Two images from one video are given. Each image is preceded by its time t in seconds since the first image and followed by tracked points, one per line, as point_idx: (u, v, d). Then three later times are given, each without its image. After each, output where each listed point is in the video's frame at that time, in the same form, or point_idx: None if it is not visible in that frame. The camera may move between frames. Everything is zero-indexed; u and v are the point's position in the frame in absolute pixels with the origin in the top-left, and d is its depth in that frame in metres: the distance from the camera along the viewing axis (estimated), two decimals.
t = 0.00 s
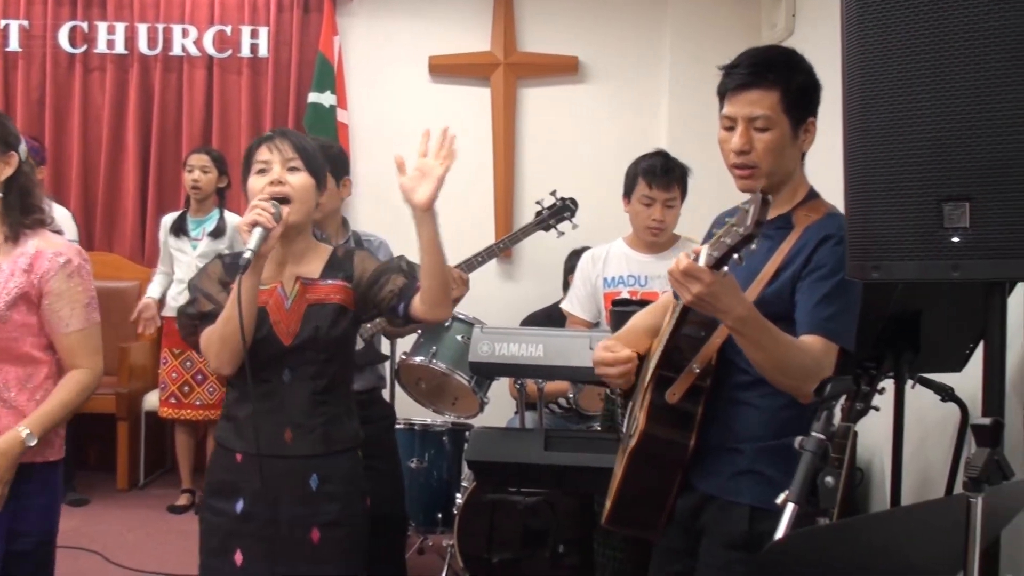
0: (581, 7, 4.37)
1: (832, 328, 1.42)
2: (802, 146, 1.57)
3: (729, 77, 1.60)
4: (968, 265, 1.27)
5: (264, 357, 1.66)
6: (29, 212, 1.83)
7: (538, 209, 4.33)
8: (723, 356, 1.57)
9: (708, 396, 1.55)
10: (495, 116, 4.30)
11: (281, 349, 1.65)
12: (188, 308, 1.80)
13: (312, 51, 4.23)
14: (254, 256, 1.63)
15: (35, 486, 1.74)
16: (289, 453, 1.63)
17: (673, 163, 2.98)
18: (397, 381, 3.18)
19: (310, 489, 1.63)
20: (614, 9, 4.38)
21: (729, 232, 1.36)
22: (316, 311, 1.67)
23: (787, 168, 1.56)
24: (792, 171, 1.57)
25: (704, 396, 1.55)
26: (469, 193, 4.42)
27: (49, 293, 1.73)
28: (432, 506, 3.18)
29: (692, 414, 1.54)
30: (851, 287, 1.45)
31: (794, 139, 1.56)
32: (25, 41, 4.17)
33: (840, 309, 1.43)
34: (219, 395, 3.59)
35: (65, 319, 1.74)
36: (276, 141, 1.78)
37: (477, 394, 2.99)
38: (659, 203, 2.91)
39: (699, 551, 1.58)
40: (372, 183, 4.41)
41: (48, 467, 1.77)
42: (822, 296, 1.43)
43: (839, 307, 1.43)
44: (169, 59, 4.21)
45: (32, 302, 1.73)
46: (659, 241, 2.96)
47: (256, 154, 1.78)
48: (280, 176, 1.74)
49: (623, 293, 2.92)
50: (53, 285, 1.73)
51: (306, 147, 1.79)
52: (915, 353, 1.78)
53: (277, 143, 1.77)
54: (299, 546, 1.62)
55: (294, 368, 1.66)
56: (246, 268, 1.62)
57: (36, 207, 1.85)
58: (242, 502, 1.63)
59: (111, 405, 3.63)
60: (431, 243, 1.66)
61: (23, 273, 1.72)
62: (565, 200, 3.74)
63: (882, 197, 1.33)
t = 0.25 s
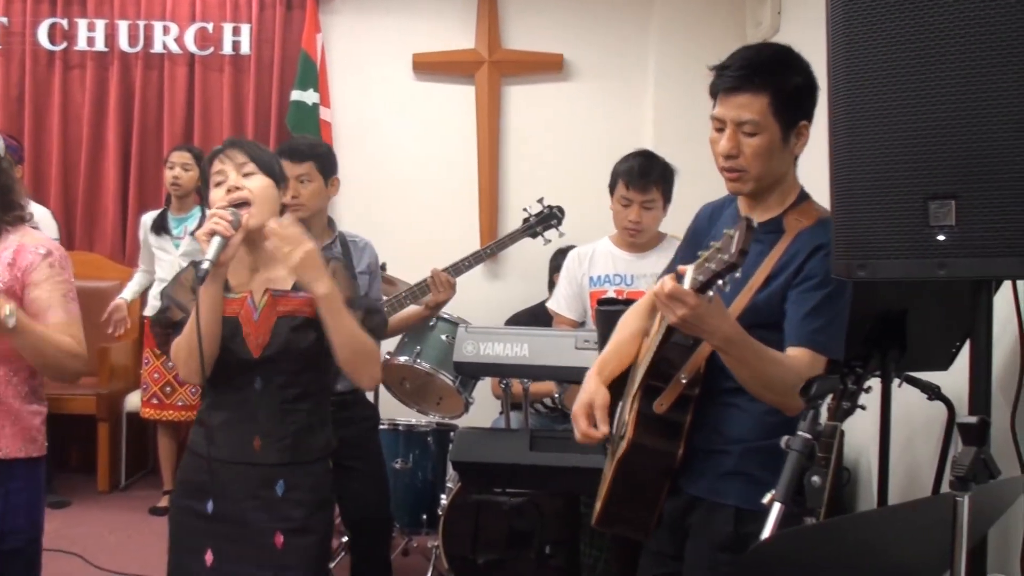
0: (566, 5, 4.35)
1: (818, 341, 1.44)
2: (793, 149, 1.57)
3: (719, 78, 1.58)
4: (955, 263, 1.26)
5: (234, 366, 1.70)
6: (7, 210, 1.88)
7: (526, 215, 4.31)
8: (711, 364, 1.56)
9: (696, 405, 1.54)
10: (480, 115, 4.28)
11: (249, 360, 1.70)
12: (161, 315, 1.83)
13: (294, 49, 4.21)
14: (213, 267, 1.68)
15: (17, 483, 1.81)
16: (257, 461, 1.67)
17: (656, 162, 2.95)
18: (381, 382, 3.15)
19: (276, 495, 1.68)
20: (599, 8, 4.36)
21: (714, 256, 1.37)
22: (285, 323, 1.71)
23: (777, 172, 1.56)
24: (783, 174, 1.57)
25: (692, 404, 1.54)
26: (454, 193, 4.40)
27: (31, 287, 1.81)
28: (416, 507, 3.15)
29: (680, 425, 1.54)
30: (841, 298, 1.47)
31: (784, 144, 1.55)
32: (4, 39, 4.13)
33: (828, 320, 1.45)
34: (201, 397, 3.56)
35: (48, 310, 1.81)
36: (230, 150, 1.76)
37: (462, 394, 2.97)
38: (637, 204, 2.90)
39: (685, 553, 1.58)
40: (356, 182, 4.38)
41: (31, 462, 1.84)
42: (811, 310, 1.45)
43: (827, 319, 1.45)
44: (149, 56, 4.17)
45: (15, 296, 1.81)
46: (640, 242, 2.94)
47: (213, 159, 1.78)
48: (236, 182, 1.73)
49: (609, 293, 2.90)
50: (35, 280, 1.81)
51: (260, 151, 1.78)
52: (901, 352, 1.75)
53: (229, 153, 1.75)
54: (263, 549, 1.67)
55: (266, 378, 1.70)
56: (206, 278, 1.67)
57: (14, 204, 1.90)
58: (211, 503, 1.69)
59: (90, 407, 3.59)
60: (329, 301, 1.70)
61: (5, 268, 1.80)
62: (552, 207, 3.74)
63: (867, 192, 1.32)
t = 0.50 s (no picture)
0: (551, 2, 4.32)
1: (802, 342, 1.43)
2: (786, 147, 1.54)
3: (712, 72, 1.54)
4: (946, 264, 1.27)
5: (203, 362, 1.74)
6: None
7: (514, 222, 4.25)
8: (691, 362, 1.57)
9: (680, 403, 1.57)
10: (466, 111, 4.23)
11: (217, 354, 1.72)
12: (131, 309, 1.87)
13: (276, 45, 4.16)
14: (173, 256, 1.71)
15: None
16: (229, 457, 1.70)
17: (643, 160, 2.89)
18: (365, 383, 3.10)
19: (250, 492, 1.69)
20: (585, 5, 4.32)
21: (688, 263, 1.41)
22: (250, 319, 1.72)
23: (769, 168, 1.54)
24: (776, 170, 1.55)
25: (676, 403, 1.57)
26: (439, 192, 4.36)
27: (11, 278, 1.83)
28: (400, 511, 3.11)
29: (665, 423, 1.57)
30: (827, 296, 1.45)
31: (777, 140, 1.52)
32: None
33: (812, 320, 1.43)
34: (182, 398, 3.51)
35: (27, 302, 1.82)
36: (196, 144, 1.79)
37: (447, 396, 2.93)
38: (623, 203, 2.85)
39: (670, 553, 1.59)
40: (339, 180, 4.34)
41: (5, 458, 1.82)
42: (793, 311, 1.43)
43: (811, 320, 1.43)
44: (129, 51, 4.12)
45: None
46: (627, 242, 2.90)
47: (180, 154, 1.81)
48: (201, 176, 1.75)
49: (595, 293, 2.86)
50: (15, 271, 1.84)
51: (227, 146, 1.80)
52: (892, 352, 1.69)
53: (192, 149, 1.78)
54: (239, 549, 1.69)
55: (235, 372, 1.72)
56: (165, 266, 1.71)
57: None
58: (185, 504, 1.72)
59: (68, 409, 3.55)
60: (258, 316, 1.66)
61: None
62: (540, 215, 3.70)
63: (861, 192, 1.32)
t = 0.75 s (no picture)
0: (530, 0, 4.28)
1: (778, 343, 1.40)
2: (768, 145, 1.51)
3: (695, 69, 1.50)
4: (929, 265, 1.24)
5: (175, 364, 1.72)
6: None
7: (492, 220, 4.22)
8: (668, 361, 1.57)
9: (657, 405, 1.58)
10: (445, 110, 4.19)
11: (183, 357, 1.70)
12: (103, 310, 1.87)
13: (252, 43, 4.10)
14: (126, 258, 1.70)
15: None
16: (201, 462, 1.67)
17: (631, 161, 2.88)
18: (343, 388, 3.06)
19: (224, 498, 1.66)
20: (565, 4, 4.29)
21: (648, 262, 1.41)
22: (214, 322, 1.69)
23: (751, 167, 1.51)
24: (757, 169, 1.52)
25: (653, 404, 1.58)
26: (416, 192, 4.31)
27: None
28: (379, 516, 3.17)
29: (642, 424, 1.58)
30: (802, 292, 1.43)
31: (760, 139, 1.49)
32: None
33: (788, 319, 1.41)
34: (156, 402, 3.47)
35: None
36: (156, 145, 1.77)
37: (426, 399, 2.90)
38: (611, 203, 2.82)
39: (653, 557, 1.60)
40: (317, 180, 4.28)
41: None
42: (767, 311, 1.41)
43: (787, 320, 1.40)
44: (101, 49, 4.06)
45: None
46: (612, 243, 2.86)
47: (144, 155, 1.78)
48: (161, 179, 1.72)
49: (575, 295, 2.82)
50: None
51: (191, 146, 1.76)
52: (876, 355, 1.66)
53: (154, 151, 1.75)
54: (212, 555, 1.66)
55: (205, 374, 1.70)
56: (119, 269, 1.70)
57: None
58: (158, 509, 1.68)
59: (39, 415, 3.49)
60: (221, 318, 1.63)
61: None
62: (519, 213, 3.67)
63: (843, 192, 1.29)
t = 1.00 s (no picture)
0: None
1: (757, 355, 1.38)
2: (747, 147, 1.49)
3: (672, 70, 1.48)
4: (915, 267, 1.20)
5: (156, 376, 1.72)
6: None
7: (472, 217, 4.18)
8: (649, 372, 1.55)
9: (636, 412, 1.57)
10: (426, 109, 4.14)
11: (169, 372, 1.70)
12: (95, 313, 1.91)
13: (229, 42, 4.05)
14: (106, 268, 1.75)
15: None
16: (176, 476, 1.66)
17: (616, 162, 2.85)
18: (320, 392, 3.01)
19: (195, 513, 1.66)
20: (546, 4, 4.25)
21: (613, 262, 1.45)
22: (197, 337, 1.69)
23: (730, 169, 1.48)
24: (736, 171, 1.50)
25: (632, 412, 1.57)
26: (396, 193, 4.26)
27: None
28: (358, 523, 3.13)
29: (621, 435, 1.56)
30: (783, 303, 1.40)
31: (739, 141, 1.46)
32: None
33: (768, 331, 1.38)
34: (131, 407, 3.43)
35: None
36: (146, 150, 1.77)
37: (406, 404, 2.84)
38: (596, 203, 2.79)
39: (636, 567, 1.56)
40: (293, 179, 4.22)
41: None
42: (748, 323, 1.38)
43: (766, 331, 1.38)
44: (75, 47, 3.99)
45: None
46: (594, 243, 2.83)
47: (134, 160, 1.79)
48: (147, 187, 1.74)
49: (556, 298, 2.78)
50: None
51: (179, 152, 1.77)
52: (862, 359, 1.67)
53: (144, 157, 1.76)
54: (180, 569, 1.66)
55: (186, 391, 1.70)
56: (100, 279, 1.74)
57: None
58: (130, 519, 1.69)
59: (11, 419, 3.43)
60: (206, 335, 1.63)
61: None
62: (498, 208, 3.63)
63: (828, 191, 1.25)
